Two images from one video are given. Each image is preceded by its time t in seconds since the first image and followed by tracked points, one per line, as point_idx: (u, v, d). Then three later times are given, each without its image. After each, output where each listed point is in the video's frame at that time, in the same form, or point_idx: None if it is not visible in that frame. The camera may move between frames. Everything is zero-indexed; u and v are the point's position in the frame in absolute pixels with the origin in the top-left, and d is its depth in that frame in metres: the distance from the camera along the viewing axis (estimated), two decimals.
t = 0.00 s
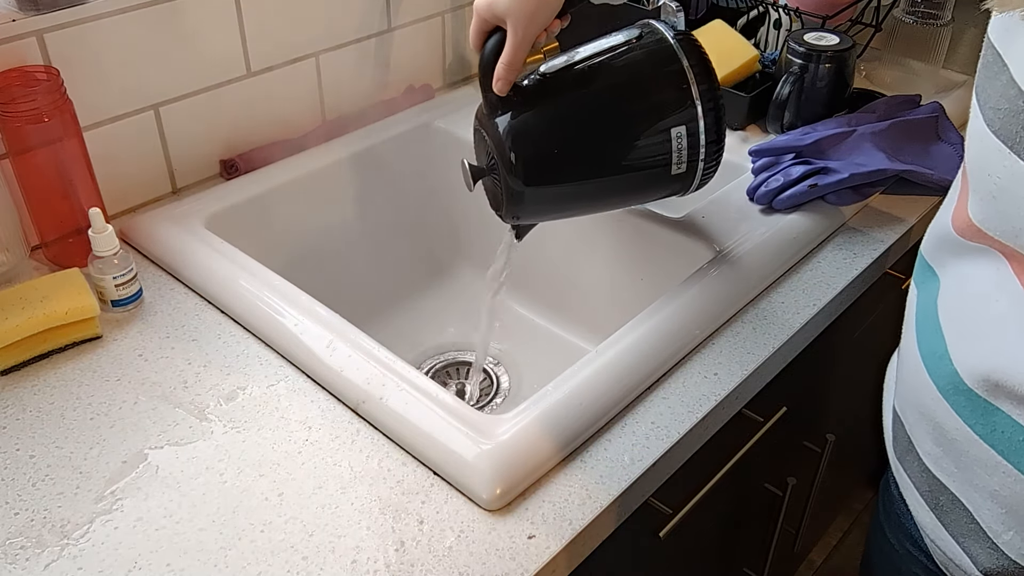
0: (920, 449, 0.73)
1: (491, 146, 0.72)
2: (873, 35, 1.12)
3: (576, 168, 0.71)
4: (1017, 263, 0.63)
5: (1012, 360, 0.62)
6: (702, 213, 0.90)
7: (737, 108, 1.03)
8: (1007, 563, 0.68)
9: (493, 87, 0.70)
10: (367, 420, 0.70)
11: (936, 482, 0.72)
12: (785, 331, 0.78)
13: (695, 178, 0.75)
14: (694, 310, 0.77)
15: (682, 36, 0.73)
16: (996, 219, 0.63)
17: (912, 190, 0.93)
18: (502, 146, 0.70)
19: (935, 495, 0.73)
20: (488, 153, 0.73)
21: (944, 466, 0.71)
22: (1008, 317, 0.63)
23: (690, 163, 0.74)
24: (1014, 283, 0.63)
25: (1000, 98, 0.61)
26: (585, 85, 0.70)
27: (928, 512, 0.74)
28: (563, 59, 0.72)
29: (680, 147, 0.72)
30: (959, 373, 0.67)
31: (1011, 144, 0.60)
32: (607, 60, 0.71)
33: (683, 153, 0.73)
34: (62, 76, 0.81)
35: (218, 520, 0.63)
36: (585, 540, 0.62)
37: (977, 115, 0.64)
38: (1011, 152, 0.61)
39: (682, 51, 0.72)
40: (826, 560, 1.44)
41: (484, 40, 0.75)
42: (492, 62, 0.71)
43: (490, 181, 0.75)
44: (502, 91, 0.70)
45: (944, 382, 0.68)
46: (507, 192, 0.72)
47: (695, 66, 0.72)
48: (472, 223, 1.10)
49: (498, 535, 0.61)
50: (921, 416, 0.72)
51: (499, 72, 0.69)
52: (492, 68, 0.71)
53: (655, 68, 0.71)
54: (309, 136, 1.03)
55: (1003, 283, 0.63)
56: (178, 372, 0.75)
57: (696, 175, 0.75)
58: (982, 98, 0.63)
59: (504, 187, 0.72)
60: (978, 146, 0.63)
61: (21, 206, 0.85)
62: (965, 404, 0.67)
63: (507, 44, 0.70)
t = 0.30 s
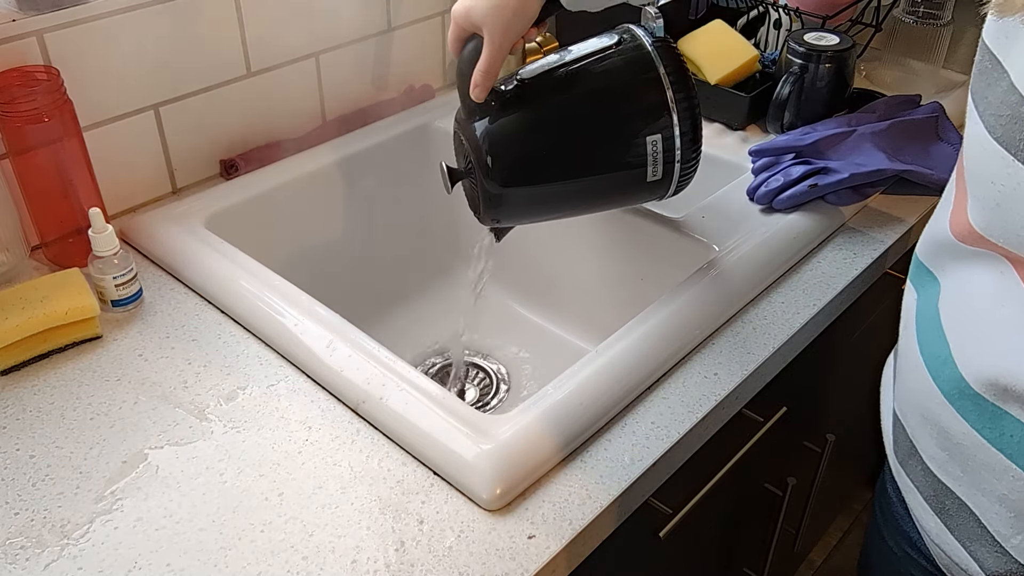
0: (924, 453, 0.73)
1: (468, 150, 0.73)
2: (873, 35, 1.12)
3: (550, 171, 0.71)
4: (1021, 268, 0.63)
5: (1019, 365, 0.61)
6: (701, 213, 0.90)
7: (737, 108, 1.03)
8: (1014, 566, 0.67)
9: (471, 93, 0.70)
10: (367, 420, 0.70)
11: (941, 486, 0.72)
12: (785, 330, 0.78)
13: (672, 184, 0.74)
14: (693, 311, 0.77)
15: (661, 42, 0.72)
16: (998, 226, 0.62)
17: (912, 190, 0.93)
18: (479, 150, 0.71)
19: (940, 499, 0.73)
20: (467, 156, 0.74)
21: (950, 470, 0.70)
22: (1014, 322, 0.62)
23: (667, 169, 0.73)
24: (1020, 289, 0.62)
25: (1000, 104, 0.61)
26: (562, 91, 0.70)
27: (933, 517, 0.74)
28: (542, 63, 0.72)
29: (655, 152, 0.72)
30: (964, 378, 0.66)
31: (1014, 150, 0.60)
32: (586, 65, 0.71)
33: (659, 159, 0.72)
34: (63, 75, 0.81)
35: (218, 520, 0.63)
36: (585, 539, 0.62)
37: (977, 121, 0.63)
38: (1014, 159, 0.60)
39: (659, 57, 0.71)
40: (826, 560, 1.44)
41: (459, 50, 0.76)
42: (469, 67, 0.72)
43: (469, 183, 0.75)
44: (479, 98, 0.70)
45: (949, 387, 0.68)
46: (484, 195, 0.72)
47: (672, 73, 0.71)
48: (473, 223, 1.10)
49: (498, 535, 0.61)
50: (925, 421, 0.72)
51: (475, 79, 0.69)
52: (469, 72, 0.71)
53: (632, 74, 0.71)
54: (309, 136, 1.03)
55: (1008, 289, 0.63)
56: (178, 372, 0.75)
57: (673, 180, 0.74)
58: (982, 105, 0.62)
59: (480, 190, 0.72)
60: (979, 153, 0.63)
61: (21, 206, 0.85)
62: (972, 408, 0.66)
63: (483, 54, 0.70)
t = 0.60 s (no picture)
0: (928, 456, 0.73)
1: (471, 144, 0.73)
2: (873, 35, 1.12)
3: (551, 163, 0.71)
4: None
5: None
6: (701, 213, 0.90)
7: (737, 108, 1.03)
8: None
9: (471, 91, 0.71)
10: (367, 420, 0.70)
11: (947, 489, 0.72)
12: (785, 330, 0.78)
13: (674, 173, 0.74)
14: (693, 310, 0.77)
15: (660, 32, 0.72)
16: (1002, 228, 0.62)
17: (912, 190, 0.93)
18: (481, 144, 0.71)
19: (945, 502, 0.72)
20: (469, 149, 0.74)
21: (955, 473, 0.70)
22: (1019, 324, 0.62)
23: (667, 159, 0.73)
24: None
25: (1003, 107, 0.60)
26: (561, 85, 0.70)
27: (939, 520, 0.74)
28: (542, 56, 0.72)
29: (654, 142, 0.72)
30: (969, 381, 0.66)
31: (1018, 153, 0.60)
32: (585, 58, 0.71)
33: (658, 150, 0.72)
34: (63, 75, 0.81)
35: (218, 520, 0.63)
36: (585, 539, 0.62)
37: (980, 124, 0.63)
38: (1019, 162, 0.60)
39: (657, 48, 0.71)
40: (826, 560, 1.44)
41: (459, 48, 0.76)
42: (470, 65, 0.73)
43: (472, 176, 0.76)
44: (480, 95, 0.71)
45: (954, 390, 0.68)
46: (486, 188, 0.73)
47: (671, 63, 0.71)
48: (473, 223, 1.10)
49: (498, 535, 0.61)
50: (929, 424, 0.72)
51: (475, 76, 0.70)
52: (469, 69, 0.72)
53: (630, 65, 0.70)
54: (309, 136, 1.03)
55: (1011, 291, 0.63)
56: (178, 372, 0.75)
57: (673, 169, 0.74)
58: (984, 108, 0.62)
59: (483, 182, 0.73)
60: (984, 156, 0.63)
61: (21, 206, 0.85)
62: (978, 411, 0.66)
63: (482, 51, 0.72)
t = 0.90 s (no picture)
0: (930, 457, 0.73)
1: (482, 155, 0.73)
2: (873, 35, 1.12)
3: (563, 172, 0.71)
4: None
5: None
6: (701, 213, 0.90)
7: (737, 108, 1.02)
8: None
9: (479, 102, 0.71)
10: (367, 420, 0.70)
11: (949, 490, 0.72)
12: (784, 330, 0.78)
13: (687, 175, 0.74)
14: (694, 310, 0.77)
15: (665, 34, 0.72)
16: (1005, 228, 0.62)
17: (912, 190, 0.93)
18: (492, 155, 0.72)
19: (947, 503, 0.72)
20: (479, 160, 0.75)
21: (958, 475, 0.70)
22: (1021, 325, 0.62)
23: (679, 161, 0.73)
24: None
25: (1006, 106, 0.60)
26: (569, 91, 0.70)
27: (941, 521, 0.74)
28: (548, 64, 0.72)
29: (666, 146, 0.72)
30: (971, 382, 0.66)
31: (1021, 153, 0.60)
32: (591, 63, 0.71)
33: (670, 153, 0.72)
34: (63, 75, 0.81)
35: (218, 520, 0.63)
36: (585, 539, 0.62)
37: (982, 124, 0.63)
38: (1021, 162, 0.60)
39: (664, 50, 0.71)
40: (826, 560, 1.44)
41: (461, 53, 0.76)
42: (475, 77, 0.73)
43: (483, 187, 0.76)
44: (488, 106, 0.71)
45: (956, 391, 0.67)
46: (499, 199, 0.73)
47: (678, 65, 0.71)
48: (472, 224, 1.10)
49: (498, 535, 0.61)
50: (931, 425, 0.72)
51: (482, 88, 0.71)
52: (475, 80, 0.72)
53: (638, 69, 0.70)
54: (309, 136, 1.03)
55: (1013, 292, 0.63)
56: (178, 372, 0.75)
57: (685, 172, 0.74)
58: (987, 107, 0.62)
59: (495, 193, 0.73)
60: (987, 156, 0.63)
61: (21, 206, 0.85)
62: (981, 412, 0.66)
63: (487, 63, 0.72)
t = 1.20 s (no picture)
0: (929, 458, 0.73)
1: (467, 167, 0.73)
2: (873, 35, 1.12)
3: (551, 184, 0.71)
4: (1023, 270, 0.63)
5: None
6: (701, 213, 0.90)
7: (737, 108, 1.02)
8: None
9: (465, 111, 0.71)
10: (367, 420, 0.70)
11: (948, 491, 0.72)
12: (785, 330, 0.78)
13: (676, 186, 0.74)
14: (694, 311, 0.77)
15: (654, 43, 0.72)
16: (1004, 230, 0.62)
17: (912, 190, 0.93)
18: (477, 166, 0.71)
19: (946, 504, 0.72)
20: (465, 172, 0.74)
21: (956, 476, 0.70)
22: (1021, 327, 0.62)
23: (669, 171, 0.73)
24: None
25: (1003, 106, 0.60)
26: (557, 100, 0.70)
27: (941, 522, 0.74)
28: (535, 73, 0.72)
29: (656, 156, 0.72)
30: (970, 384, 0.66)
31: (1019, 153, 0.60)
32: (579, 72, 0.71)
33: (660, 163, 0.72)
34: (63, 75, 0.81)
35: (218, 520, 0.63)
36: (585, 539, 0.62)
37: (979, 124, 0.63)
38: (1020, 162, 0.60)
39: (653, 59, 0.71)
40: (826, 560, 1.44)
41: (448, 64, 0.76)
42: (461, 85, 0.72)
43: (469, 200, 0.76)
44: (474, 114, 0.71)
45: (955, 392, 0.67)
46: (485, 211, 0.73)
47: (667, 75, 0.71)
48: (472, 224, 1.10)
49: (498, 535, 0.61)
50: (929, 426, 0.71)
51: (469, 97, 0.70)
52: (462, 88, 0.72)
53: (626, 78, 0.70)
54: (309, 137, 1.03)
55: (1012, 293, 0.63)
56: (178, 372, 0.75)
57: (675, 183, 0.74)
58: (984, 108, 0.62)
59: (482, 206, 0.73)
60: (985, 156, 0.63)
61: (21, 206, 0.85)
62: (980, 413, 0.66)
63: (474, 70, 0.71)
